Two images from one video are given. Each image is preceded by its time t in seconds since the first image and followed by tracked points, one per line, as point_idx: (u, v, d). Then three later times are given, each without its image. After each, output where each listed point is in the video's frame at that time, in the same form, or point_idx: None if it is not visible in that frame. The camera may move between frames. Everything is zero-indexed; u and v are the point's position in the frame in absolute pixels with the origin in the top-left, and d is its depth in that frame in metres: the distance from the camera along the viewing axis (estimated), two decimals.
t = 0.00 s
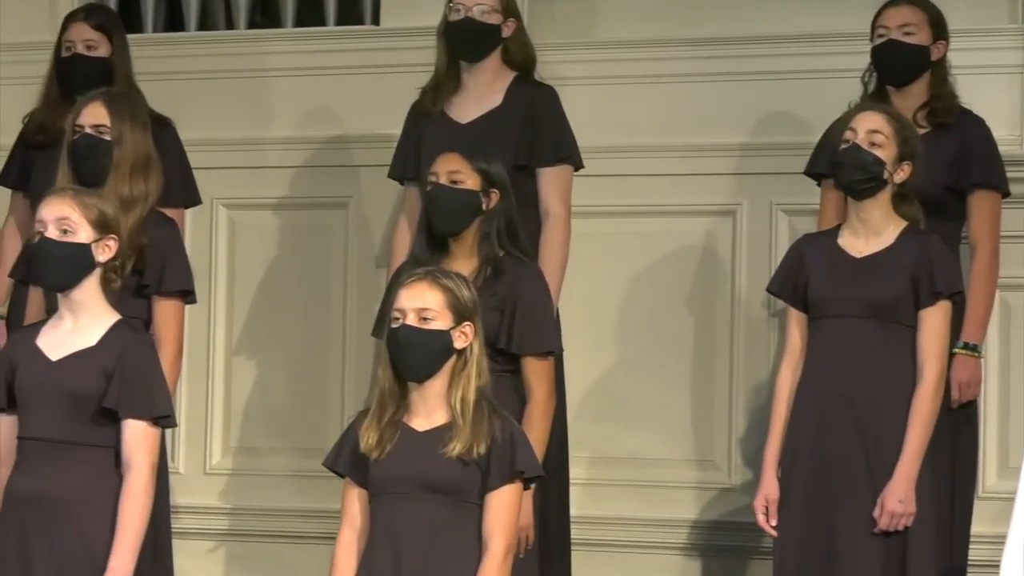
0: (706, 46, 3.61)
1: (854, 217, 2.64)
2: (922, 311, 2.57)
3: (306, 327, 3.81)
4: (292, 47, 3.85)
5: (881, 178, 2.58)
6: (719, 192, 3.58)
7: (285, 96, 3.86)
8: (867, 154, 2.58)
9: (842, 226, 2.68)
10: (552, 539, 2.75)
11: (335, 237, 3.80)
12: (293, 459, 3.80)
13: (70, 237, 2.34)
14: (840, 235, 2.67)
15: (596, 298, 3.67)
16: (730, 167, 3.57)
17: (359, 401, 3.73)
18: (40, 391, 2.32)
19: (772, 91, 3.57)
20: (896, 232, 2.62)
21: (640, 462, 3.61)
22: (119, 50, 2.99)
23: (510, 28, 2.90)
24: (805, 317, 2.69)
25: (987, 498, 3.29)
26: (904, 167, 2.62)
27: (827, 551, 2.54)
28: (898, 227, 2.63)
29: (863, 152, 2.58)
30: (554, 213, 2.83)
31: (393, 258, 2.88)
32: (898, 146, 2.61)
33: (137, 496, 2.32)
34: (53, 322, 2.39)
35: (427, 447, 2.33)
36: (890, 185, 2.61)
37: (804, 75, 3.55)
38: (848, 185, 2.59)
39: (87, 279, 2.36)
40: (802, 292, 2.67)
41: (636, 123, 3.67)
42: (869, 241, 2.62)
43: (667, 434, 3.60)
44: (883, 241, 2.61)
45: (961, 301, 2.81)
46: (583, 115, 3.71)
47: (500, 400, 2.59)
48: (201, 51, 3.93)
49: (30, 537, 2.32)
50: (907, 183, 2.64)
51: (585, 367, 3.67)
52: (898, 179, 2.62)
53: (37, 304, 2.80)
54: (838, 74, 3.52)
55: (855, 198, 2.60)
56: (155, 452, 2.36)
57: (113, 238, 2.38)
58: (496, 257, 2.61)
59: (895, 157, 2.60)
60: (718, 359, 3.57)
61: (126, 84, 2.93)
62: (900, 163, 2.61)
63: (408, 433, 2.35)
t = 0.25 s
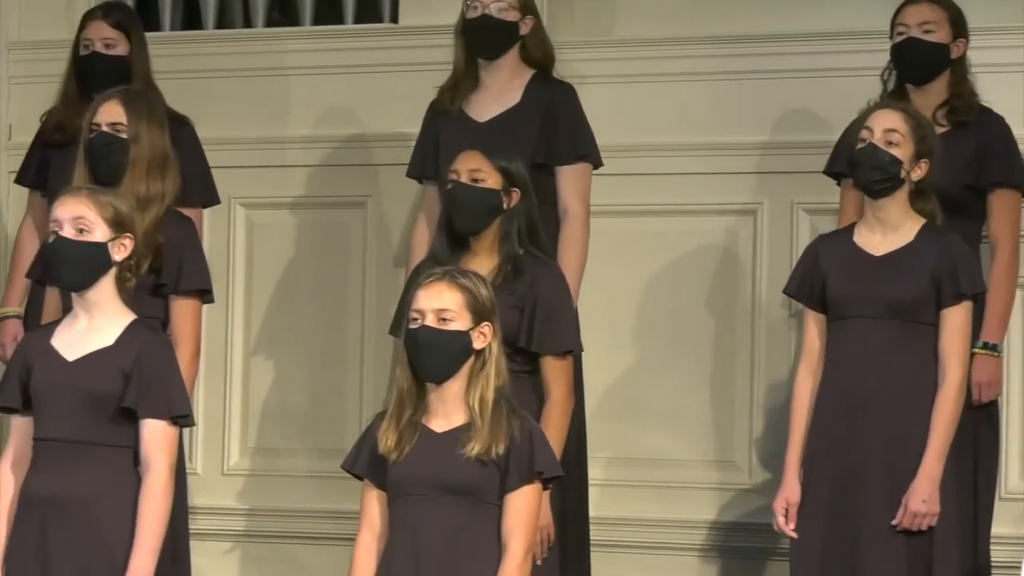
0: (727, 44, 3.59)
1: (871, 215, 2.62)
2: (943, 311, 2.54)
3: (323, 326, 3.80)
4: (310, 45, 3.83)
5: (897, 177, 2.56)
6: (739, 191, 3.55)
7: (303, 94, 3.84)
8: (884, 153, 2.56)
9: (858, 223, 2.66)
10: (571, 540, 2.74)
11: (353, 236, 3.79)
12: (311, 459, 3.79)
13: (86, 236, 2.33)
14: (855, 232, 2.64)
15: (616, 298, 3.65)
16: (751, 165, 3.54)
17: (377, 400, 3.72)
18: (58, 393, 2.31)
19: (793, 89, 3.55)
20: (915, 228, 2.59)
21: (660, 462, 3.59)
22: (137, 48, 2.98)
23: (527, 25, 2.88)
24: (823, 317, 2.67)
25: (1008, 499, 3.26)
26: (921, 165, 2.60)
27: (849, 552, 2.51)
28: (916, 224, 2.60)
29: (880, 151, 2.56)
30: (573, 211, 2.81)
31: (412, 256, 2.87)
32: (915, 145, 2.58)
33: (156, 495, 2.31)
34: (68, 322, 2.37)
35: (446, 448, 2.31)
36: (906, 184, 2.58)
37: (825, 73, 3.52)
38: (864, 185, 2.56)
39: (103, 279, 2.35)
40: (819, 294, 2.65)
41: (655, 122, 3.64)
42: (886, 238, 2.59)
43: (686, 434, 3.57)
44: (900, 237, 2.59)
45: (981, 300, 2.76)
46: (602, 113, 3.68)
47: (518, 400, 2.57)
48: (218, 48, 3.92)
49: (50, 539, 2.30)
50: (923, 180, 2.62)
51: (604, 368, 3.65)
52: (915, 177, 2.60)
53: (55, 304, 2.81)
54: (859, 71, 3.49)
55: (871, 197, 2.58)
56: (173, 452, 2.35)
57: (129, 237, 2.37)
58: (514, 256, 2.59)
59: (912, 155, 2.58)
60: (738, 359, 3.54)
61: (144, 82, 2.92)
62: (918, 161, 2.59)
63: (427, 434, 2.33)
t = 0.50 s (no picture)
0: (747, 43, 3.56)
1: (888, 213, 2.59)
2: (967, 309, 2.51)
3: (343, 326, 3.79)
4: (328, 44, 3.82)
5: (916, 177, 2.53)
6: (760, 190, 3.53)
7: (321, 94, 3.83)
8: (902, 153, 2.53)
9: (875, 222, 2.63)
10: (592, 542, 2.71)
11: (373, 235, 3.78)
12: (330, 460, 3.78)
13: (100, 236, 2.31)
14: (873, 231, 2.61)
15: (636, 299, 3.63)
16: (771, 165, 3.52)
17: (397, 399, 3.71)
18: (75, 396, 2.29)
19: (814, 88, 3.53)
20: (933, 226, 2.57)
21: (680, 464, 3.57)
22: (156, 47, 2.97)
23: (546, 24, 2.86)
24: (843, 319, 2.63)
25: None
26: (938, 166, 2.57)
27: (880, 555, 2.49)
28: (935, 222, 2.57)
29: (898, 151, 2.53)
30: (592, 211, 2.79)
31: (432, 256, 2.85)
32: (934, 146, 2.56)
33: (177, 497, 2.30)
34: (81, 322, 2.36)
35: (466, 449, 2.30)
36: (924, 184, 2.55)
37: (846, 72, 3.50)
38: (882, 184, 2.53)
39: (116, 280, 2.34)
40: (838, 295, 2.62)
41: (676, 120, 3.62)
42: (904, 236, 2.57)
43: (708, 434, 3.55)
44: (919, 235, 2.56)
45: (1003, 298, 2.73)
46: (622, 112, 3.66)
47: (538, 400, 2.55)
48: (236, 48, 3.91)
49: (71, 541, 2.28)
50: (941, 179, 2.59)
51: (624, 369, 3.63)
52: (932, 178, 2.57)
53: (71, 304, 2.82)
54: (880, 70, 3.46)
55: (888, 196, 2.55)
56: (192, 452, 2.34)
57: (143, 235, 2.36)
58: (533, 254, 2.58)
59: (931, 155, 2.55)
60: (760, 359, 3.52)
61: (162, 82, 2.91)
62: (935, 162, 2.56)
63: (447, 435, 2.32)
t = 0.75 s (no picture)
0: (769, 42, 3.54)
1: (911, 212, 2.57)
2: (992, 308, 2.49)
3: (363, 326, 3.77)
4: (347, 43, 3.81)
5: (938, 177, 2.51)
6: (782, 190, 3.50)
7: (341, 93, 3.82)
8: (925, 151, 2.50)
9: (898, 221, 2.61)
10: (612, 543, 2.69)
11: (393, 235, 3.77)
12: (351, 461, 3.77)
13: (115, 236, 2.30)
14: (896, 230, 2.59)
15: (657, 300, 3.60)
16: (792, 164, 3.50)
17: (418, 399, 3.70)
18: (92, 397, 2.28)
19: (836, 86, 3.50)
20: (956, 225, 2.55)
21: (702, 465, 3.54)
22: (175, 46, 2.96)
23: (566, 22, 2.85)
24: (867, 319, 2.61)
25: None
26: (962, 166, 2.54)
27: (905, 557, 2.46)
28: (958, 221, 2.55)
29: (921, 149, 2.51)
30: (614, 210, 2.77)
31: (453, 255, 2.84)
32: (957, 146, 2.53)
33: (194, 496, 2.29)
34: (93, 322, 2.35)
35: (489, 450, 2.28)
36: (947, 183, 2.53)
37: (870, 70, 3.47)
38: (904, 183, 2.51)
39: (132, 280, 2.33)
40: (861, 295, 2.59)
41: (698, 118, 3.59)
42: (927, 235, 2.55)
43: (730, 435, 3.53)
44: (942, 233, 2.54)
45: None
46: (643, 111, 3.64)
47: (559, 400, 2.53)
48: (256, 47, 3.89)
49: (87, 542, 2.27)
50: (965, 179, 2.57)
51: (644, 369, 3.60)
52: (955, 178, 2.54)
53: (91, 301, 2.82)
54: (903, 69, 3.44)
55: (910, 195, 2.53)
56: (209, 451, 2.33)
57: (157, 233, 2.35)
58: (553, 253, 2.56)
59: (954, 155, 2.53)
60: (782, 359, 3.50)
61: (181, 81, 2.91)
62: (959, 162, 2.53)
63: (470, 436, 2.30)
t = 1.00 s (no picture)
0: (792, 40, 3.52)
1: (935, 212, 2.54)
2: (1018, 307, 2.45)
3: (383, 327, 3.76)
4: (367, 42, 3.80)
5: (963, 177, 2.48)
6: (804, 189, 3.48)
7: (361, 92, 3.81)
8: (949, 151, 2.47)
9: (923, 221, 2.58)
10: (635, 545, 2.67)
11: (414, 235, 3.75)
12: (372, 463, 3.74)
13: (129, 240, 2.29)
14: (920, 230, 2.57)
15: (679, 300, 3.58)
16: (814, 163, 3.47)
17: (439, 400, 3.68)
18: (109, 399, 2.27)
19: (859, 85, 3.47)
20: (981, 225, 2.52)
21: (725, 466, 3.51)
22: (195, 45, 2.96)
23: (588, 22, 2.82)
24: (892, 320, 2.58)
25: None
26: (987, 165, 2.51)
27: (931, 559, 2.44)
28: (983, 221, 2.52)
29: (944, 149, 2.48)
30: (636, 211, 2.75)
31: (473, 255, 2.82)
32: (982, 144, 2.50)
33: (212, 498, 2.28)
34: (110, 324, 2.34)
35: (510, 450, 2.27)
36: (972, 183, 2.50)
37: (895, 68, 3.45)
38: (928, 183, 2.49)
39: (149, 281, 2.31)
40: (885, 295, 2.57)
41: (720, 117, 3.57)
42: (953, 235, 2.52)
43: (753, 436, 3.50)
44: (967, 233, 2.51)
45: None
46: (665, 110, 3.61)
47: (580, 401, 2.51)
48: (277, 46, 3.88)
49: (105, 544, 2.26)
50: (990, 178, 2.54)
51: (666, 371, 3.58)
52: (980, 177, 2.51)
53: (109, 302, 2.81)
54: (926, 68, 3.41)
55: (935, 195, 2.50)
56: (227, 452, 2.32)
57: (171, 234, 2.34)
58: (574, 252, 2.54)
59: (979, 154, 2.50)
60: (805, 360, 3.47)
61: (201, 81, 2.90)
62: (984, 161, 2.50)
63: (492, 435, 2.29)
